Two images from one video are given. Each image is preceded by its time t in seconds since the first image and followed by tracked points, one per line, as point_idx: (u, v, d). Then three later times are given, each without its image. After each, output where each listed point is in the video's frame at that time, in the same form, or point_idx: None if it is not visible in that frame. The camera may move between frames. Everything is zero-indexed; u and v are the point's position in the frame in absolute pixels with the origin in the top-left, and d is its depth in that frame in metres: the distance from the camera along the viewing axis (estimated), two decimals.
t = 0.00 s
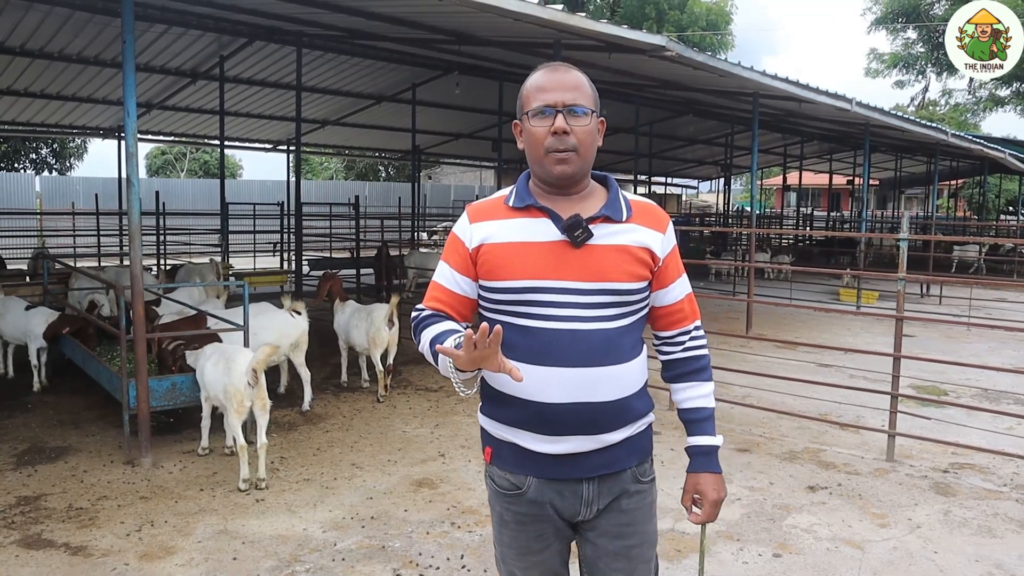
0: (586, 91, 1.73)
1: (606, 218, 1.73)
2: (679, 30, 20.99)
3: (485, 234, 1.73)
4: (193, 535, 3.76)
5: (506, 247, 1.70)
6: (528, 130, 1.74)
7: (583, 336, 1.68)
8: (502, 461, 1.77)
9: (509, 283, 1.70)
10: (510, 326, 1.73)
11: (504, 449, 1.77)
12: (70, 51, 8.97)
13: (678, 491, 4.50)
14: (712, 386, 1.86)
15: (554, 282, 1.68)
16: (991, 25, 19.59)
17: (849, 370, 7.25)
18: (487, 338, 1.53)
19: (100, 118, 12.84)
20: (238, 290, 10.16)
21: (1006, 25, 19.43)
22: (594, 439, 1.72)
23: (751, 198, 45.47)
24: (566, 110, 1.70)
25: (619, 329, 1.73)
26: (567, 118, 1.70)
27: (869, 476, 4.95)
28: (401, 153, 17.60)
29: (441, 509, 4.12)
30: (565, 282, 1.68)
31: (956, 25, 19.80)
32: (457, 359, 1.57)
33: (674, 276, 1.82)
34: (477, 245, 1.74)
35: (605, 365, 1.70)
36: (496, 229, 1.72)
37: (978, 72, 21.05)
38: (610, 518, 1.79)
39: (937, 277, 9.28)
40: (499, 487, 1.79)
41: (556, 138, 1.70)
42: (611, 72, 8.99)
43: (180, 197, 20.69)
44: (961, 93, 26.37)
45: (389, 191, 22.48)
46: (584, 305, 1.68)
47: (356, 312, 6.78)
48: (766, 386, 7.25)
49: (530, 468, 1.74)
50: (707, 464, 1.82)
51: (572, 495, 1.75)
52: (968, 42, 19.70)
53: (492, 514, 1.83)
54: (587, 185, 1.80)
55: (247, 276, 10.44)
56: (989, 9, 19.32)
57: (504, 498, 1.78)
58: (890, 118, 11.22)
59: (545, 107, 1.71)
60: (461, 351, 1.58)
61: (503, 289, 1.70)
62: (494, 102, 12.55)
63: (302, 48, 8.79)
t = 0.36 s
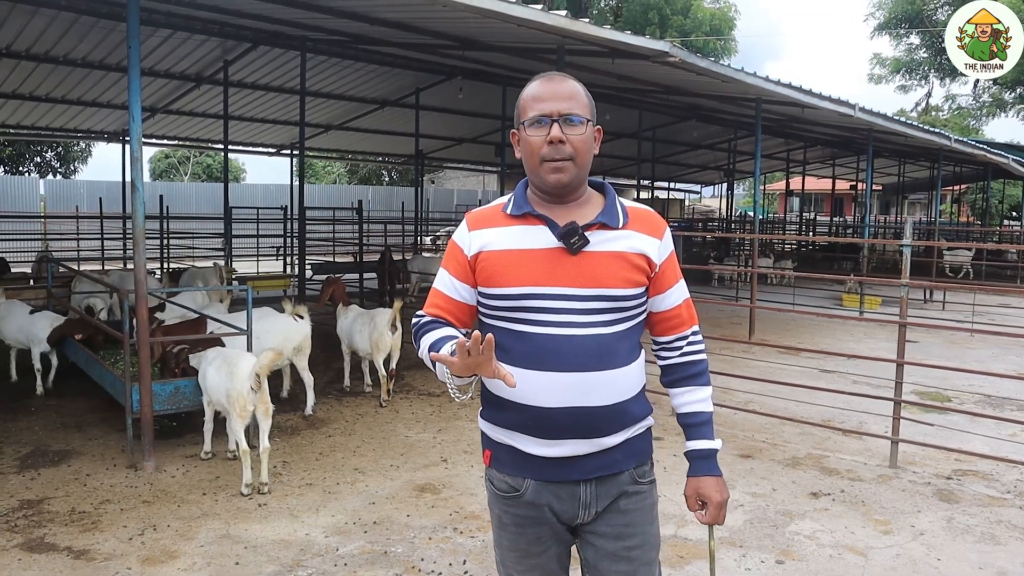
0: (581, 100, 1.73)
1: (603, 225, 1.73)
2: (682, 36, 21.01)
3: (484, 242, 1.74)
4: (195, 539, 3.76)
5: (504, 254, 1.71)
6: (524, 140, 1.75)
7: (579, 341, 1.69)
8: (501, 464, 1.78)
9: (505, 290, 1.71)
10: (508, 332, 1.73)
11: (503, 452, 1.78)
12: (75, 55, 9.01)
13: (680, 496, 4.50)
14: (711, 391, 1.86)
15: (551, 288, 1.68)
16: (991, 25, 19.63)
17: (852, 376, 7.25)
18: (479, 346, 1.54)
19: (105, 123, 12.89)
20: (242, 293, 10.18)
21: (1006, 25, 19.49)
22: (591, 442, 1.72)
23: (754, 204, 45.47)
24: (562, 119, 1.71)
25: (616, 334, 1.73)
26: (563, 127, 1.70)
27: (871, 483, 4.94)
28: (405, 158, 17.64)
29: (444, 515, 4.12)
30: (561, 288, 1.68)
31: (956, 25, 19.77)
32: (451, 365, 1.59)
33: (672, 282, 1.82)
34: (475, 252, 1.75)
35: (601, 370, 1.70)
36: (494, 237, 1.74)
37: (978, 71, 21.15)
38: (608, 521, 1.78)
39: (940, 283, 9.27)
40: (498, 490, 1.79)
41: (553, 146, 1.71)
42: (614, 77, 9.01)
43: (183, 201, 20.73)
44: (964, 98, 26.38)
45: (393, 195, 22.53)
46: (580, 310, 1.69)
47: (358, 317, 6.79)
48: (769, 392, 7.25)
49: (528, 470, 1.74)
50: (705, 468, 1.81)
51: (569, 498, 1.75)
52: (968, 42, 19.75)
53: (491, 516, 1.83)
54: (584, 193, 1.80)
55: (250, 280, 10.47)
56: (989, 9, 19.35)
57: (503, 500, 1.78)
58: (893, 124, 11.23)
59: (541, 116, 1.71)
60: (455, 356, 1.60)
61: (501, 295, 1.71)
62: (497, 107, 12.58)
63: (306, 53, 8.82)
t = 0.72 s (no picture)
0: (574, 121, 1.75)
1: (613, 241, 1.75)
2: (684, 50, 21.10)
3: (494, 255, 1.78)
4: (197, 554, 3.75)
5: (514, 267, 1.75)
6: (524, 160, 1.80)
7: (589, 355, 1.70)
8: (508, 477, 1.80)
9: (515, 301, 1.74)
10: (518, 346, 1.75)
11: (512, 466, 1.79)
12: (81, 69, 9.08)
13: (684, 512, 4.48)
14: (719, 412, 1.85)
15: (560, 302, 1.71)
16: (991, 25, 19.90)
17: (855, 391, 7.24)
18: (476, 337, 1.57)
19: (109, 136, 12.97)
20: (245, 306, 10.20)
21: (1005, 25, 19.67)
22: (599, 458, 1.72)
23: (756, 217, 45.56)
24: (551, 140, 1.73)
25: (626, 350, 1.74)
26: (551, 148, 1.73)
27: (875, 498, 4.92)
28: (408, 171, 17.71)
29: (446, 530, 4.10)
30: (570, 302, 1.70)
31: (956, 25, 20.20)
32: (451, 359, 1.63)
33: (682, 301, 1.82)
34: (487, 265, 1.79)
35: (610, 385, 1.71)
36: (505, 250, 1.77)
37: (978, 71, 21.44)
38: (612, 539, 1.78)
39: (943, 297, 9.28)
40: (506, 504, 1.80)
41: (543, 167, 1.75)
42: (617, 91, 9.06)
43: (187, 213, 20.81)
44: (966, 112, 26.47)
45: (396, 208, 22.61)
46: (589, 325, 1.70)
47: (362, 330, 6.80)
48: (772, 407, 7.24)
49: (536, 484, 1.75)
50: (707, 489, 1.81)
51: (575, 515, 1.75)
52: (968, 41, 20.08)
53: (498, 530, 1.84)
54: (590, 211, 1.81)
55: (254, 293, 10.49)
56: (989, 9, 19.81)
57: (510, 514, 1.79)
58: (895, 138, 11.27)
59: (535, 138, 1.76)
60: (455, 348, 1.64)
61: (510, 307, 1.74)
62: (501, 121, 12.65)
63: (310, 67, 8.88)
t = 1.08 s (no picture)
0: (603, 139, 1.80)
1: (642, 254, 1.80)
2: (688, 58, 21.15)
3: (526, 263, 1.85)
4: (201, 561, 3.75)
5: (545, 275, 1.81)
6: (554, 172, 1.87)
7: (618, 363, 1.76)
8: (536, 480, 1.84)
9: (545, 309, 1.80)
10: (548, 352, 1.82)
11: (540, 469, 1.83)
12: (87, 76, 9.13)
13: (687, 521, 4.48)
14: (740, 423, 1.88)
15: (590, 311, 1.77)
16: (991, 25, 20.39)
17: (859, 401, 7.23)
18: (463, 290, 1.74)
19: (114, 141, 13.02)
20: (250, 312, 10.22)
21: (1005, 25, 20.21)
22: (626, 462, 1.78)
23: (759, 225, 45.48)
24: (579, 157, 1.79)
25: (653, 358, 1.80)
26: (578, 165, 1.79)
27: (879, 509, 4.91)
28: (411, 178, 17.75)
29: (450, 538, 4.10)
30: (599, 311, 1.76)
31: (956, 25, 20.58)
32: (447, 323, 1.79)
33: (707, 314, 1.87)
34: (519, 272, 1.86)
35: (637, 392, 1.77)
36: (536, 259, 1.84)
37: (978, 71, 21.81)
38: (632, 542, 1.85)
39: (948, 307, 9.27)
40: (532, 505, 1.84)
41: (569, 182, 1.81)
42: (621, 99, 9.09)
43: (191, 219, 20.87)
44: (970, 120, 26.49)
45: (399, 215, 22.65)
46: (618, 334, 1.76)
47: (365, 337, 6.79)
48: (775, 416, 7.23)
49: (563, 487, 1.80)
50: (725, 498, 1.83)
51: (601, 519, 1.81)
52: (968, 41, 20.42)
53: (522, 531, 1.88)
54: (619, 224, 1.87)
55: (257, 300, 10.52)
56: (989, 9, 20.24)
57: (537, 516, 1.83)
58: (899, 147, 11.28)
59: (565, 153, 1.82)
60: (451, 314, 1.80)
61: (540, 314, 1.81)
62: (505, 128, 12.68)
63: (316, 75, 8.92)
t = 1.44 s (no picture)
0: (636, 156, 1.85)
1: (663, 264, 1.86)
2: (693, 65, 21.19)
3: (553, 268, 1.88)
4: (201, 559, 3.76)
5: (571, 281, 1.85)
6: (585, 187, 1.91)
7: (639, 365, 1.81)
8: (557, 476, 1.87)
9: (570, 312, 1.84)
10: (570, 353, 1.86)
11: (559, 465, 1.87)
12: (95, 72, 9.17)
13: (686, 528, 4.49)
14: (751, 428, 1.98)
15: (612, 316, 1.81)
16: (991, 25, 20.54)
17: (859, 411, 7.23)
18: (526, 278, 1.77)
19: (121, 138, 13.08)
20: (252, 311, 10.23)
21: (1005, 25, 20.50)
22: (644, 460, 1.83)
23: (763, 234, 45.39)
24: (612, 173, 1.84)
25: (672, 362, 1.85)
26: (611, 181, 1.84)
27: (878, 519, 4.91)
28: (414, 179, 17.79)
29: (449, 540, 4.12)
30: (623, 316, 1.81)
31: (957, 24, 20.67)
32: (505, 309, 1.80)
33: (722, 323, 1.95)
34: (545, 277, 1.89)
35: (657, 393, 1.82)
36: (562, 265, 1.88)
37: (978, 71, 22.06)
38: (643, 535, 1.92)
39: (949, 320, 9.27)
40: (550, 500, 1.88)
41: (601, 197, 1.86)
42: (627, 106, 9.11)
43: (194, 216, 20.91)
44: (976, 133, 26.49)
45: (402, 217, 22.68)
46: (641, 338, 1.81)
47: (367, 338, 6.81)
48: (775, 425, 7.23)
49: (584, 483, 1.84)
50: (737, 498, 1.93)
51: (617, 514, 1.85)
52: (968, 41, 20.56)
53: (539, 525, 1.91)
54: (644, 235, 1.92)
55: (259, 298, 10.54)
56: (990, 9, 20.36)
57: (555, 510, 1.87)
58: (904, 159, 11.29)
59: (597, 168, 1.86)
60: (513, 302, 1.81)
61: (565, 317, 1.84)
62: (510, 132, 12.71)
63: (323, 75, 8.96)
